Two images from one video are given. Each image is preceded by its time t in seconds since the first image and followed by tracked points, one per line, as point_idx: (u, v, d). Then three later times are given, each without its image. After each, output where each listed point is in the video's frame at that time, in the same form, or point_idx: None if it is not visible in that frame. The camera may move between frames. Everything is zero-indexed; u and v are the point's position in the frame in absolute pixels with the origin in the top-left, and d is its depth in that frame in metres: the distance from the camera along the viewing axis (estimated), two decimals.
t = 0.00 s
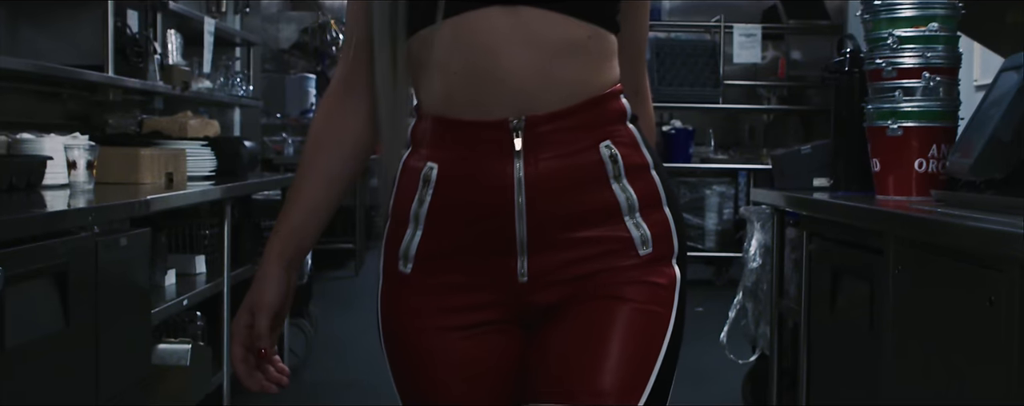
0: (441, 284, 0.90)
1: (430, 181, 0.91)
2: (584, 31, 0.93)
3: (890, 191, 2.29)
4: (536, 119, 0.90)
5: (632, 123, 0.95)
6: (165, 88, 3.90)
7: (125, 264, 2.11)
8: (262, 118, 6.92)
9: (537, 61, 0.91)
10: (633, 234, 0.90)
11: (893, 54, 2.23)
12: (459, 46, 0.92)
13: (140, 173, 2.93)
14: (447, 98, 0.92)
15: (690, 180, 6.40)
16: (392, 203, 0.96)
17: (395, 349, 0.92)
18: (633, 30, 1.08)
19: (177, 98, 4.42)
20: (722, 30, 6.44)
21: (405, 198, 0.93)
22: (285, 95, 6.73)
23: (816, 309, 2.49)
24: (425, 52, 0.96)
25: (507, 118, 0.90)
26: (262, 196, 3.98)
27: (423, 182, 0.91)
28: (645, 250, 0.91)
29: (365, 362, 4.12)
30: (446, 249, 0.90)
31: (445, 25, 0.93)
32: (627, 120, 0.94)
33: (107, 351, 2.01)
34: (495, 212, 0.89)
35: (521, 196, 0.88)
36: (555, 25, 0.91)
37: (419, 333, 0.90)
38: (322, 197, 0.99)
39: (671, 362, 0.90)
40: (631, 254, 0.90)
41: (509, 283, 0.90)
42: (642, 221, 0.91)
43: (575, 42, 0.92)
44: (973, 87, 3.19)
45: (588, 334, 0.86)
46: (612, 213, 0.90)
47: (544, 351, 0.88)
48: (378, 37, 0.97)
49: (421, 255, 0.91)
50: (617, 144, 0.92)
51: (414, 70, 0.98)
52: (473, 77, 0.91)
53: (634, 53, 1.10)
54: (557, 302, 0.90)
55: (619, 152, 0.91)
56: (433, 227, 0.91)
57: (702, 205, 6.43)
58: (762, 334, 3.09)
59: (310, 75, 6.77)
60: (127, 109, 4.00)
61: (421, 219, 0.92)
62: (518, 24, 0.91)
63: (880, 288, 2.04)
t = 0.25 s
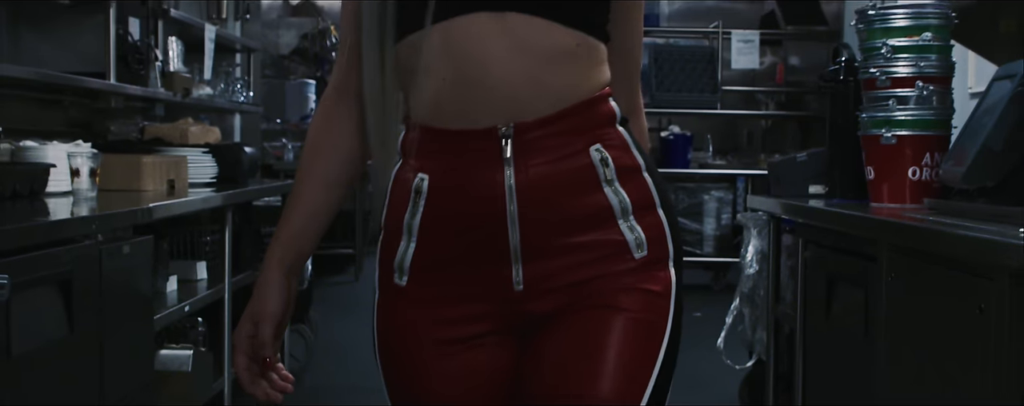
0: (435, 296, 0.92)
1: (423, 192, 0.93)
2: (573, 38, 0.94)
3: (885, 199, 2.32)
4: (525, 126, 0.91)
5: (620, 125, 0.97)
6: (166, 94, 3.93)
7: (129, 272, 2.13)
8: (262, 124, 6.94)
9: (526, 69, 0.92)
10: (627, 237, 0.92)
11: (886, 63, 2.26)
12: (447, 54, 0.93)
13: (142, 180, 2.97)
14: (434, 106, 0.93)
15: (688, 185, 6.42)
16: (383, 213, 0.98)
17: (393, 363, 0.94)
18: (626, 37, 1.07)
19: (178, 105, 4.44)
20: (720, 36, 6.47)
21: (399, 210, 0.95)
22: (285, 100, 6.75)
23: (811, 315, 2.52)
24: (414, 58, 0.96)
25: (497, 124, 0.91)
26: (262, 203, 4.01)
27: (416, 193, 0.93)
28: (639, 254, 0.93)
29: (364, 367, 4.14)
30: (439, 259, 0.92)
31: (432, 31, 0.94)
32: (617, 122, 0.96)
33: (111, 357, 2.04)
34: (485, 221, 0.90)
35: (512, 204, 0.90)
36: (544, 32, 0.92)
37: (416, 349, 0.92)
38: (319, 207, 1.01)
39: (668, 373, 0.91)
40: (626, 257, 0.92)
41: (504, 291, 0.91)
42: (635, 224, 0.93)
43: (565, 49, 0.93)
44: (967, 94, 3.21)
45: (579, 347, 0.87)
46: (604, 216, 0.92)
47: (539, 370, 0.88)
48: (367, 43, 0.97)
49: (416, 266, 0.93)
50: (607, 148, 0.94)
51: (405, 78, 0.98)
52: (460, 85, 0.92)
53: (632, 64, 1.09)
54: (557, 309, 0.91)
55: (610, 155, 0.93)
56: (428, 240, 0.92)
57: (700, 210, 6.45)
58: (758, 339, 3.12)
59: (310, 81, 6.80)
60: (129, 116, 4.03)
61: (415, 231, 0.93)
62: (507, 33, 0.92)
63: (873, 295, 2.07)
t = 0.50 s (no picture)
0: (434, 307, 0.92)
1: (414, 203, 0.92)
2: (564, 47, 0.93)
3: (878, 207, 2.33)
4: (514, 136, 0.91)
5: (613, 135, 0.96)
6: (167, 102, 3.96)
7: (132, 280, 2.16)
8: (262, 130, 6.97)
9: (515, 77, 0.91)
10: (621, 246, 0.92)
11: (881, 74, 2.29)
12: (436, 63, 0.92)
13: (144, 189, 2.99)
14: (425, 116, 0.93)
15: (686, 192, 6.45)
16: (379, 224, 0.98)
17: (388, 377, 0.94)
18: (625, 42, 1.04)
19: (179, 112, 4.47)
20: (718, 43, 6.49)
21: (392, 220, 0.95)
22: (285, 107, 6.78)
23: (807, 323, 2.55)
24: (404, 67, 0.95)
25: (487, 135, 0.90)
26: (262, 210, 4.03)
27: (407, 205, 0.93)
28: (632, 263, 0.92)
29: (363, 373, 4.17)
30: (433, 270, 0.92)
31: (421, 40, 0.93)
32: (608, 130, 0.95)
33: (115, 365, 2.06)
34: (477, 232, 0.90)
35: (503, 214, 0.90)
36: (534, 40, 0.91)
37: (407, 364, 0.93)
38: (318, 214, 1.02)
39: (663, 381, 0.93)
40: (620, 266, 0.92)
41: (499, 302, 0.91)
42: (629, 232, 0.93)
43: (555, 58, 0.92)
44: (964, 103, 3.23)
45: (570, 360, 0.88)
46: (597, 225, 0.92)
47: (536, 379, 0.89)
48: (357, 51, 0.97)
49: (409, 276, 0.93)
50: (598, 156, 0.93)
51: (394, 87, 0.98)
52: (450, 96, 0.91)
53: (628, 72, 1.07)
54: (552, 319, 0.91)
55: (601, 164, 0.93)
56: (421, 252, 0.92)
57: (698, 217, 6.48)
58: (755, 346, 3.14)
59: (310, 88, 6.82)
60: (130, 124, 4.06)
61: (408, 242, 0.93)
62: (496, 41, 0.90)
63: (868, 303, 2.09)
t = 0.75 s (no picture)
0: (429, 317, 0.94)
1: (408, 216, 0.94)
2: (557, 63, 0.94)
3: (874, 216, 2.36)
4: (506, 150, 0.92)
5: (608, 150, 0.97)
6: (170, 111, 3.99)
7: (137, 289, 2.19)
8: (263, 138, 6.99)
9: (505, 92, 0.92)
10: (614, 260, 0.93)
11: (876, 85, 2.32)
12: (428, 78, 0.94)
13: (147, 197, 3.02)
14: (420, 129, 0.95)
15: (686, 199, 6.48)
16: (375, 237, 1.00)
17: (381, 389, 0.95)
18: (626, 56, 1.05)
19: (181, 121, 4.50)
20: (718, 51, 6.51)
21: (387, 234, 0.97)
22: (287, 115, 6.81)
23: (804, 331, 2.58)
24: (399, 81, 0.97)
25: (479, 150, 0.92)
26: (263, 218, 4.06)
27: (402, 218, 0.95)
28: (626, 277, 0.94)
29: (364, 381, 4.18)
30: (429, 283, 0.93)
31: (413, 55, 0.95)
32: (603, 145, 0.97)
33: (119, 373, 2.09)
34: (472, 246, 0.92)
35: (496, 227, 0.91)
36: (525, 55, 0.93)
37: (398, 379, 0.94)
38: (317, 223, 1.05)
39: (659, 390, 0.94)
40: (614, 279, 0.93)
41: (493, 315, 0.93)
42: (623, 246, 0.94)
43: (547, 74, 0.94)
44: (959, 113, 3.26)
45: (560, 373, 0.90)
46: (591, 239, 0.93)
47: (534, 383, 0.92)
48: (351, 68, 1.00)
49: (404, 289, 0.94)
50: (591, 170, 0.95)
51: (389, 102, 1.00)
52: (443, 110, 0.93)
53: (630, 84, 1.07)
54: (547, 332, 0.92)
55: (594, 178, 0.94)
56: (416, 264, 0.94)
57: (698, 224, 6.51)
58: (753, 354, 3.16)
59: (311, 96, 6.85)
60: (133, 133, 4.08)
61: (403, 255, 0.95)
62: (488, 55, 0.92)
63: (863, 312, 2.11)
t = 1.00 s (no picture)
0: (426, 332, 0.91)
1: (404, 232, 0.91)
2: (550, 80, 0.92)
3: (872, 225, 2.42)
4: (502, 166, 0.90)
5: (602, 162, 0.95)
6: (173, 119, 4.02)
7: (141, 298, 2.21)
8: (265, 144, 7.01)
9: (500, 107, 0.90)
10: (610, 274, 0.91)
11: (874, 96, 2.40)
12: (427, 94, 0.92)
13: (151, 206, 3.04)
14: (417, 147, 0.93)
15: (686, 206, 6.50)
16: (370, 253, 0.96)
17: None
18: (630, 70, 1.00)
19: (184, 129, 4.53)
20: (718, 58, 6.53)
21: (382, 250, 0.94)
22: (289, 122, 6.83)
23: (802, 339, 2.60)
24: (399, 97, 0.94)
25: (474, 166, 0.90)
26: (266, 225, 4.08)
27: (396, 234, 0.92)
28: (623, 291, 0.91)
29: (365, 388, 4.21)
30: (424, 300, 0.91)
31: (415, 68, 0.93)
32: (597, 158, 0.94)
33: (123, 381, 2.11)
34: (469, 262, 0.89)
35: (492, 243, 0.89)
36: (519, 73, 0.91)
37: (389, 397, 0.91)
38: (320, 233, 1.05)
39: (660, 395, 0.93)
40: (609, 294, 0.91)
41: (489, 331, 0.90)
42: (618, 261, 0.92)
43: (540, 92, 0.91)
44: (957, 122, 3.28)
45: (559, 386, 0.88)
46: (586, 254, 0.91)
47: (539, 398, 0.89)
48: (346, 80, 0.97)
49: (405, 306, 0.91)
50: (587, 185, 0.92)
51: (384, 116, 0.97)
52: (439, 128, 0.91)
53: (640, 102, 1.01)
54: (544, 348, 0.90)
55: (590, 192, 0.92)
56: (412, 280, 0.91)
57: (698, 231, 6.53)
58: (752, 361, 3.19)
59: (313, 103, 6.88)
60: (137, 141, 4.11)
61: (400, 271, 0.92)
62: (485, 71, 0.90)
63: (861, 322, 2.13)
